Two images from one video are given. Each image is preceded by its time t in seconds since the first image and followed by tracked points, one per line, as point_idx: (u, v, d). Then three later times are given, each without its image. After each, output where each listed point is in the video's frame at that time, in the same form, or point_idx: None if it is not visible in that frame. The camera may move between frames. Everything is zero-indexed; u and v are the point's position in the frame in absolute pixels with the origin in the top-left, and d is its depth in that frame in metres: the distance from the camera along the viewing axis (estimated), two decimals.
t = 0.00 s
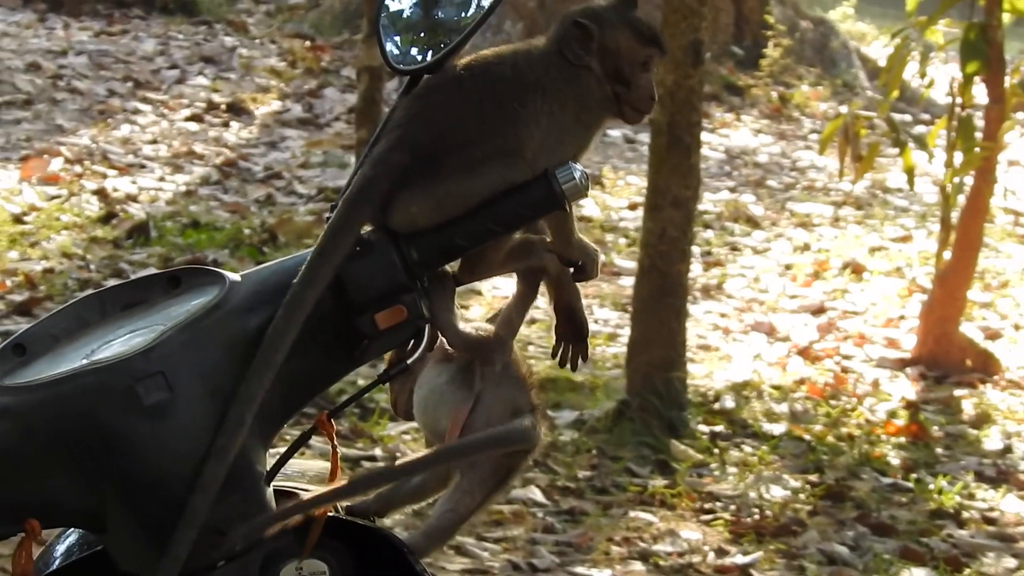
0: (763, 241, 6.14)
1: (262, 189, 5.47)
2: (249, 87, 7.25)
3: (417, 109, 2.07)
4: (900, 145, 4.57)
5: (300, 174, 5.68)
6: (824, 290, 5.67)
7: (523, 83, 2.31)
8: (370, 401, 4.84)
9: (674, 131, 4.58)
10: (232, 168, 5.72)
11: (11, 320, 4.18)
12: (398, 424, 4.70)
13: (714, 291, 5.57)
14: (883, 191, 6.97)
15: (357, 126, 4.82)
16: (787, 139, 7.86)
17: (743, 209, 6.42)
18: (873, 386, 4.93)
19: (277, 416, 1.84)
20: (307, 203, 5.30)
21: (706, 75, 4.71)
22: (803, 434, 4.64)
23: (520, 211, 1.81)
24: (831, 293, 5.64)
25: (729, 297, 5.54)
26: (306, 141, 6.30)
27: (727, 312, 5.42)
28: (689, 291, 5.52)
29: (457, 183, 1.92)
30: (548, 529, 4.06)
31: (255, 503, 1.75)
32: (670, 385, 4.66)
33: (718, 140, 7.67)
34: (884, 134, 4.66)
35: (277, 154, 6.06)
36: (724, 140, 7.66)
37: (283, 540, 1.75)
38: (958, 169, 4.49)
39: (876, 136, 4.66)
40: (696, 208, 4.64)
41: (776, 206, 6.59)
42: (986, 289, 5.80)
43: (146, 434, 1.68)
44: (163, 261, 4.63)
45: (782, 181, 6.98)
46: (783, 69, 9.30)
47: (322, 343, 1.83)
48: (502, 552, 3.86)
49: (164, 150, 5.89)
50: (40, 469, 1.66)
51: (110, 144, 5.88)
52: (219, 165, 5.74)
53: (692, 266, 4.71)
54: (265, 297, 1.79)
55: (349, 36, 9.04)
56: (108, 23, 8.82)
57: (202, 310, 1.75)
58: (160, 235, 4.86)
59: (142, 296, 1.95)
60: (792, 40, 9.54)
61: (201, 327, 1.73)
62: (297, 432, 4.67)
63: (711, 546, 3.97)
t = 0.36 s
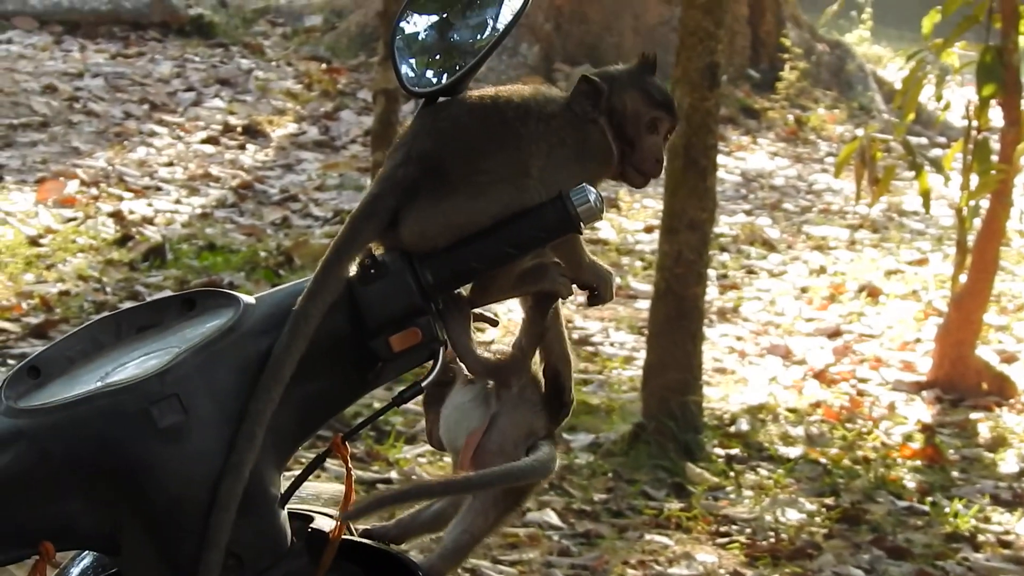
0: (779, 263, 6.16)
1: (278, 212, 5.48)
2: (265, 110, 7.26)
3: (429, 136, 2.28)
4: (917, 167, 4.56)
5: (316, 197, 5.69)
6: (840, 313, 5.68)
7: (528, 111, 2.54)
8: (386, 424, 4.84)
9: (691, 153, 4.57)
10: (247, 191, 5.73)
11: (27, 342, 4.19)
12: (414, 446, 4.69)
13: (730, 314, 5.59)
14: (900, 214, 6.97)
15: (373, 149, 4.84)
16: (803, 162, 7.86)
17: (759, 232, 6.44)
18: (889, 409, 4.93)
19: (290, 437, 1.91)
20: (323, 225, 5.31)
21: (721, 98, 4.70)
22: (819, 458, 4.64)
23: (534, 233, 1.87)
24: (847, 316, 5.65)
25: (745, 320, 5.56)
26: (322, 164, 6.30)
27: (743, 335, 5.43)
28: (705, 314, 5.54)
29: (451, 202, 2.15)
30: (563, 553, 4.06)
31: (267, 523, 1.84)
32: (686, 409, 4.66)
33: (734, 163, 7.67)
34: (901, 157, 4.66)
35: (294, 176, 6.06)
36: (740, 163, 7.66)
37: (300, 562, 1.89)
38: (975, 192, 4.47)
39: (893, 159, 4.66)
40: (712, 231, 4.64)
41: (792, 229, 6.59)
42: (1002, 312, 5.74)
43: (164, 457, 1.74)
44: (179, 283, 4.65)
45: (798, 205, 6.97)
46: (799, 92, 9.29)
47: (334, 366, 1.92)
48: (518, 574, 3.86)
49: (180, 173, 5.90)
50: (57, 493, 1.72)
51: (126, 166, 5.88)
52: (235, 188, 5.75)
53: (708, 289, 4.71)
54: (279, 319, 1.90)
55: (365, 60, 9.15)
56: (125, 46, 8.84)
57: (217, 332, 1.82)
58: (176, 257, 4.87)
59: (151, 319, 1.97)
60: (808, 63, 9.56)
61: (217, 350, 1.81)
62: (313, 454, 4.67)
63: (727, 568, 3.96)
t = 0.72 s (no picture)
0: (791, 282, 6.17)
1: (289, 230, 5.48)
2: (276, 129, 7.26)
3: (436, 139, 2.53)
4: (928, 185, 4.56)
5: (328, 216, 5.69)
6: (851, 331, 5.70)
7: (522, 126, 2.80)
8: (397, 442, 4.85)
9: (702, 171, 4.57)
10: (259, 210, 5.73)
11: (39, 360, 4.19)
12: (426, 465, 4.68)
13: (742, 332, 5.61)
14: (911, 232, 6.97)
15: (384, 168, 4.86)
16: (815, 180, 7.87)
17: (771, 250, 6.46)
18: (901, 427, 4.95)
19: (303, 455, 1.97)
20: (334, 244, 5.33)
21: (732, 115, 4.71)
22: (830, 476, 4.65)
23: (541, 250, 1.94)
24: (859, 334, 5.67)
25: (757, 338, 5.58)
26: (333, 182, 6.31)
27: (755, 353, 5.45)
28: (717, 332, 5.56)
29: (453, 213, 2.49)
30: (574, 570, 4.05)
31: (280, 542, 1.87)
32: (698, 427, 4.67)
33: (746, 181, 7.68)
34: (912, 175, 4.66)
35: (305, 195, 6.06)
36: (752, 181, 7.67)
37: None
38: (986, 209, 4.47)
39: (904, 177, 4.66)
40: (723, 249, 4.63)
41: (804, 247, 6.61)
42: (1013, 330, 5.72)
43: (172, 475, 1.78)
44: (191, 301, 4.66)
45: (810, 223, 6.99)
46: (811, 110, 9.31)
47: (347, 384, 1.97)
48: None
49: (192, 191, 5.90)
50: (67, 511, 1.76)
51: (137, 184, 5.88)
52: (247, 206, 5.75)
53: (719, 307, 4.72)
54: (288, 339, 1.97)
55: (376, 78, 9.20)
56: (136, 65, 8.85)
57: (227, 351, 1.88)
58: (188, 276, 4.88)
59: (164, 338, 2.05)
60: (819, 80, 9.59)
61: (226, 369, 1.86)
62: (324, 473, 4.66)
63: None
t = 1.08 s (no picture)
0: (795, 287, 6.18)
1: (293, 236, 5.49)
2: (280, 135, 7.25)
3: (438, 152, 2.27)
4: (931, 190, 4.56)
5: (332, 222, 5.69)
6: (855, 336, 5.70)
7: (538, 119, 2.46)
8: (401, 447, 4.85)
9: (706, 176, 4.57)
10: (263, 216, 5.73)
11: (43, 367, 4.19)
12: (430, 470, 4.68)
13: (746, 337, 5.61)
14: (915, 237, 6.98)
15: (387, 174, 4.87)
16: (819, 185, 7.87)
17: (774, 255, 6.47)
18: (905, 432, 4.95)
19: (307, 460, 1.96)
20: (338, 250, 5.33)
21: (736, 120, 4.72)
22: (834, 480, 4.66)
23: (545, 255, 1.91)
24: (863, 339, 5.67)
25: (761, 343, 5.58)
26: (337, 188, 6.31)
27: (759, 358, 5.46)
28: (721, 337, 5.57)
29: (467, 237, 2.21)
30: None
31: (282, 546, 1.87)
32: (702, 433, 4.68)
33: (750, 186, 7.68)
34: (916, 180, 4.66)
35: (309, 201, 6.06)
36: (755, 186, 7.67)
37: None
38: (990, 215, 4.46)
39: (908, 182, 4.66)
40: (727, 255, 4.63)
41: (808, 253, 6.61)
42: (1017, 335, 5.72)
43: (176, 482, 1.78)
44: (194, 307, 4.66)
45: (813, 228, 6.99)
46: (814, 115, 9.31)
47: (351, 387, 1.96)
48: None
49: (195, 197, 5.90)
50: (74, 515, 1.78)
51: (141, 191, 5.88)
52: (251, 212, 5.76)
53: (723, 312, 4.71)
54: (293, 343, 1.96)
55: (380, 84, 9.19)
56: (139, 71, 8.85)
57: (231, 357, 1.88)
58: (191, 282, 4.88)
59: (170, 341, 2.06)
60: (823, 85, 9.59)
61: (231, 374, 1.85)
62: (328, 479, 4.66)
63: None
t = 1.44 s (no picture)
0: (796, 283, 6.19)
1: (295, 230, 5.49)
2: (281, 129, 7.25)
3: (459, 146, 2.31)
4: (933, 186, 4.57)
5: (334, 216, 5.69)
6: (856, 332, 5.71)
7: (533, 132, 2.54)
8: (403, 442, 4.85)
9: (708, 172, 4.57)
10: (264, 210, 5.74)
11: (45, 361, 4.19)
12: (431, 465, 4.68)
13: (747, 333, 5.62)
14: (916, 233, 6.99)
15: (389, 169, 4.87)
16: (821, 180, 7.87)
17: (776, 250, 6.47)
18: (906, 428, 4.96)
19: (309, 457, 1.82)
20: (340, 244, 5.33)
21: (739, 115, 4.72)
22: (835, 476, 4.66)
23: (553, 250, 1.77)
24: (864, 335, 5.67)
25: (762, 338, 5.59)
26: (338, 183, 6.30)
27: (760, 353, 5.46)
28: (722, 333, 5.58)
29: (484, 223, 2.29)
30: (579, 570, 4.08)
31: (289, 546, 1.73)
32: (703, 428, 4.69)
33: (751, 182, 7.69)
34: (918, 175, 4.66)
35: (311, 195, 6.06)
36: (757, 182, 7.68)
37: None
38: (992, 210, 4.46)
39: (909, 177, 4.66)
40: (729, 250, 4.63)
41: (809, 248, 6.62)
42: (1018, 331, 5.72)
43: (181, 478, 1.64)
44: (196, 301, 4.66)
45: (815, 224, 7.00)
46: (816, 111, 9.31)
47: (355, 385, 1.81)
48: None
49: (197, 191, 5.90)
50: (78, 512, 1.61)
51: (143, 184, 5.88)
52: (253, 207, 5.76)
53: (724, 307, 4.71)
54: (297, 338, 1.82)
55: (382, 79, 9.19)
56: (140, 65, 8.84)
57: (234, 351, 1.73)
58: (193, 276, 4.88)
59: (171, 338, 1.93)
60: (825, 81, 9.60)
61: (233, 368, 1.71)
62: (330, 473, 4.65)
63: None
